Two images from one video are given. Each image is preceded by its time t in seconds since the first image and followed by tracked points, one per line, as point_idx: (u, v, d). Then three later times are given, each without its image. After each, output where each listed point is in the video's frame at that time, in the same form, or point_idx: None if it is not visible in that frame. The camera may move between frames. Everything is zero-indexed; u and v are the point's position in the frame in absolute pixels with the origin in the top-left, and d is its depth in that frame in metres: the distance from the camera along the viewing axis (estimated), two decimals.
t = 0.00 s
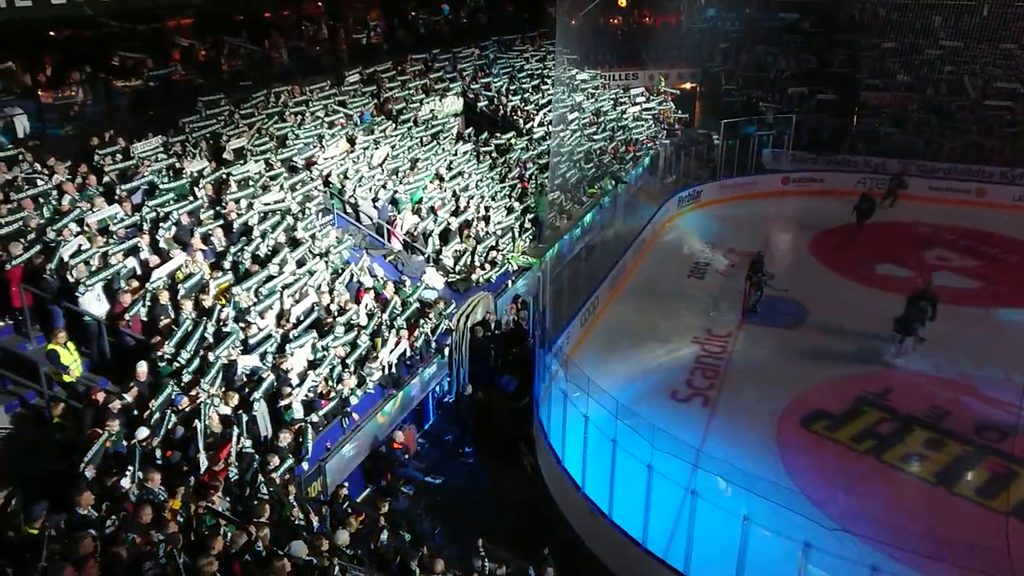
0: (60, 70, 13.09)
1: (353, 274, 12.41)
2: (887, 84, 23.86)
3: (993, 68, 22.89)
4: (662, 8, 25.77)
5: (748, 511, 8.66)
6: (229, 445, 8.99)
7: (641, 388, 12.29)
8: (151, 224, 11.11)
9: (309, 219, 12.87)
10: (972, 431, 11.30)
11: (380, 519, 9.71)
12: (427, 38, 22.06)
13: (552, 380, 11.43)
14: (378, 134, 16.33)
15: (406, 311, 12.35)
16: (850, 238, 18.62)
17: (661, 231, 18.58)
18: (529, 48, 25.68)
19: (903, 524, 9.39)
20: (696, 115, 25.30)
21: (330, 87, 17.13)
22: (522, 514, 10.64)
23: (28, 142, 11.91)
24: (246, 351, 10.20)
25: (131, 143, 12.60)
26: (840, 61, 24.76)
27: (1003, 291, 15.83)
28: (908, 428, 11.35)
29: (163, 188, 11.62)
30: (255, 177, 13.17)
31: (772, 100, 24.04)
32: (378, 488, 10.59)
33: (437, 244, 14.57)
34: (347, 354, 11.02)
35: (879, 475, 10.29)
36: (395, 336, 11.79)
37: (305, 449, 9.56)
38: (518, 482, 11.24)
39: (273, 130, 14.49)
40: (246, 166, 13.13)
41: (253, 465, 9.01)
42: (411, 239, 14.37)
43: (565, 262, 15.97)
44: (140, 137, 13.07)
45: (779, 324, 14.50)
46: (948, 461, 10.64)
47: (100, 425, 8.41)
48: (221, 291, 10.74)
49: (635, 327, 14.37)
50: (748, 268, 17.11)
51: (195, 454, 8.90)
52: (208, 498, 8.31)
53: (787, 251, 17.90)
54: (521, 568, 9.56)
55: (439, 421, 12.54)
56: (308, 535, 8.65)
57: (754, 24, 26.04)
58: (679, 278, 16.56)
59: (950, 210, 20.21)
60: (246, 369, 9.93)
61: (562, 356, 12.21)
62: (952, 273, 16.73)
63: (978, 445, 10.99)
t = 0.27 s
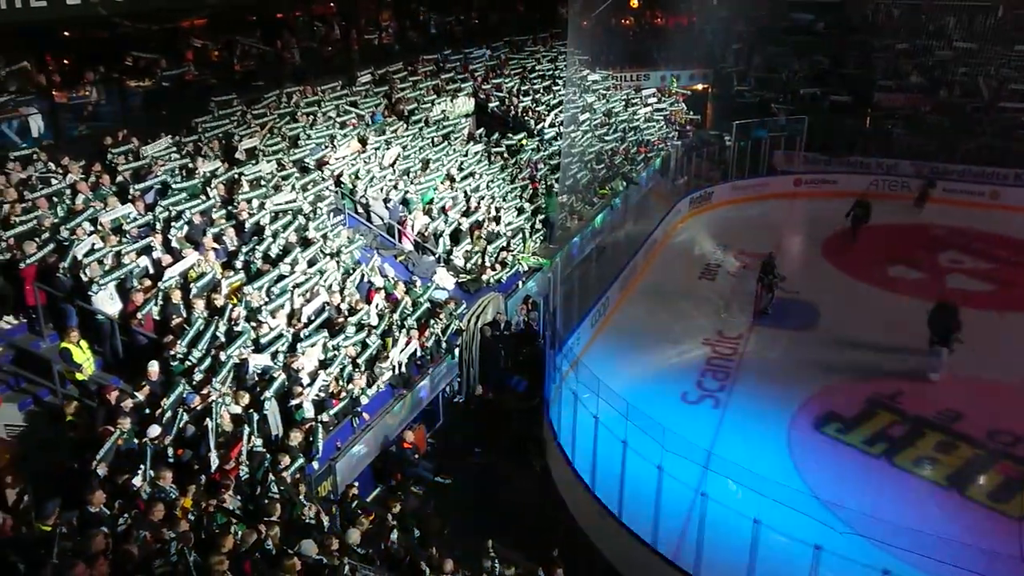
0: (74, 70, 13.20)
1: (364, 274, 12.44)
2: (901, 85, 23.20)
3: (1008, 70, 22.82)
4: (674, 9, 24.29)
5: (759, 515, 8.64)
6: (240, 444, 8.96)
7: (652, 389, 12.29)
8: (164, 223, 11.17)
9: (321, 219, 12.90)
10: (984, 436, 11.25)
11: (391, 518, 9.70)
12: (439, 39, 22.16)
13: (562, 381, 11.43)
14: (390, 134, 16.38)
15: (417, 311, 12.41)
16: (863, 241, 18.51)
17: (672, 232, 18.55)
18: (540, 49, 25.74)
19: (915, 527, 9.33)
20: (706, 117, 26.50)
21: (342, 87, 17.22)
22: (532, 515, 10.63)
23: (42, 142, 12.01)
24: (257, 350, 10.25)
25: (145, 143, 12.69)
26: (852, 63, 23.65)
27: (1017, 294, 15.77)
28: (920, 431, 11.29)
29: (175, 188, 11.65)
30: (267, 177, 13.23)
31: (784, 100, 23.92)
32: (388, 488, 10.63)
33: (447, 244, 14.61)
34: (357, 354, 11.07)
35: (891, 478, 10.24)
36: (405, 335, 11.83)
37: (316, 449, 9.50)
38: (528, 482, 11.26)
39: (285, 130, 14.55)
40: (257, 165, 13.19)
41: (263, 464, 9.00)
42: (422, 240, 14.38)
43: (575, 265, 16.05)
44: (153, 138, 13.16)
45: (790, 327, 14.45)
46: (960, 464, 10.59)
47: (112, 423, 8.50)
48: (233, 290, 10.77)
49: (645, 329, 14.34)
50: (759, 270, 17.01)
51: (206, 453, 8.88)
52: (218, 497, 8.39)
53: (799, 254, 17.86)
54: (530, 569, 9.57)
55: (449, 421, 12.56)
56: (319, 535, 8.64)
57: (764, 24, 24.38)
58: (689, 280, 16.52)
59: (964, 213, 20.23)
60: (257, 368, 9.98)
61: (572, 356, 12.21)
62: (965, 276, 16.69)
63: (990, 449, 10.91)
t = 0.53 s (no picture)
0: (89, 69, 13.26)
1: (374, 274, 12.43)
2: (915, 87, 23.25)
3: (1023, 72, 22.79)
4: (688, 9, 25.05)
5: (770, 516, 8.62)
6: (252, 442, 8.99)
7: (662, 390, 12.28)
8: (177, 222, 11.22)
9: (332, 218, 12.91)
10: (998, 439, 11.15)
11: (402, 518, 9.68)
12: (451, 39, 22.19)
13: (573, 382, 11.43)
14: (401, 134, 16.43)
15: (428, 310, 12.37)
16: (877, 242, 18.48)
17: (684, 232, 18.76)
18: (552, 49, 25.75)
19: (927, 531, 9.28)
20: (720, 116, 25.79)
21: (354, 87, 17.30)
22: (541, 515, 10.68)
23: (57, 141, 12.10)
24: (268, 348, 10.21)
25: (158, 143, 12.77)
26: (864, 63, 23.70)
27: None
28: (933, 434, 11.23)
29: (188, 187, 11.68)
30: (279, 177, 13.28)
31: (797, 101, 23.85)
32: (399, 487, 10.66)
33: (458, 244, 14.59)
34: (368, 353, 11.04)
35: (903, 482, 10.18)
36: (416, 335, 11.80)
37: (327, 447, 9.54)
38: (539, 481, 11.28)
39: (297, 130, 14.60)
40: (270, 165, 13.22)
41: (275, 462, 8.98)
42: (434, 240, 14.40)
43: (587, 263, 16.04)
44: (166, 137, 13.24)
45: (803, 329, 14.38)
46: (973, 468, 10.51)
47: (124, 421, 8.45)
48: (245, 289, 10.77)
49: (656, 329, 14.35)
50: (771, 271, 16.98)
51: (218, 451, 8.93)
52: (230, 495, 8.42)
53: (811, 255, 17.86)
54: (539, 569, 9.62)
55: (459, 420, 12.57)
56: (329, 533, 8.66)
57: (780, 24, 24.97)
58: (702, 282, 16.45)
59: (978, 215, 20.29)
60: (268, 367, 9.93)
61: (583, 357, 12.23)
62: (979, 278, 16.65)
63: (1005, 453, 10.82)
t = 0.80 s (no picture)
0: (102, 69, 13.33)
1: (385, 274, 12.59)
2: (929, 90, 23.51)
3: None
4: (699, 8, 25.30)
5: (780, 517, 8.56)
6: (262, 441, 9.01)
7: (672, 391, 12.24)
8: (188, 221, 11.27)
9: (343, 218, 12.94)
10: (1010, 442, 11.08)
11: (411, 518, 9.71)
12: (462, 39, 22.20)
13: (583, 382, 11.41)
14: (412, 133, 16.47)
15: (438, 310, 12.44)
16: (890, 245, 18.31)
17: (695, 233, 18.68)
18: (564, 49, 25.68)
19: (939, 534, 9.21)
20: (732, 117, 24.89)
21: (366, 87, 17.35)
22: (552, 517, 10.59)
23: (71, 140, 12.15)
24: (279, 347, 10.28)
25: (171, 142, 12.83)
26: (881, 64, 24.48)
27: None
28: (945, 437, 11.17)
29: (200, 186, 11.73)
30: (291, 176, 13.32)
31: (809, 103, 23.90)
32: (408, 487, 10.66)
33: (469, 244, 14.64)
34: (378, 352, 11.15)
35: (914, 485, 10.11)
36: (426, 335, 11.81)
37: (337, 446, 9.51)
38: (548, 482, 11.25)
39: (309, 129, 14.66)
40: (281, 164, 13.26)
41: (287, 459, 9.00)
42: (444, 239, 14.47)
43: (597, 262, 15.97)
44: (178, 137, 13.29)
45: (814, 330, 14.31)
46: (986, 471, 10.45)
47: (135, 418, 8.46)
48: (256, 288, 10.87)
49: (665, 330, 14.35)
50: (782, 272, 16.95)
51: (228, 449, 8.93)
52: (240, 493, 8.48)
53: (823, 256, 17.80)
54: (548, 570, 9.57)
55: (469, 421, 12.56)
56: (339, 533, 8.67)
57: (794, 26, 25.43)
58: (713, 284, 16.40)
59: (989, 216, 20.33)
60: (279, 366, 9.95)
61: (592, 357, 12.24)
62: (991, 280, 16.58)
63: (1018, 456, 10.75)
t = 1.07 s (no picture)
0: (114, 67, 13.42)
1: (395, 272, 12.57)
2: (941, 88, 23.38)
3: None
4: (710, 8, 24.84)
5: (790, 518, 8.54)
6: (271, 439, 9.12)
7: (681, 390, 12.24)
8: (199, 219, 11.32)
9: (353, 216, 12.95)
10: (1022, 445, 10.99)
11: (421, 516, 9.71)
12: (472, 38, 22.25)
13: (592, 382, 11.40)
14: (422, 132, 16.48)
15: (447, 308, 12.44)
16: (900, 246, 18.25)
17: (703, 234, 18.79)
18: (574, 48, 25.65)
19: (949, 536, 9.16)
20: (743, 116, 24.55)
21: (376, 85, 17.39)
22: (561, 516, 10.57)
23: (82, 138, 12.23)
24: (288, 345, 10.24)
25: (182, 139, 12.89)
26: (889, 64, 24.22)
27: None
28: (956, 439, 11.12)
29: (210, 184, 11.78)
30: (300, 174, 13.34)
31: (819, 101, 24.40)
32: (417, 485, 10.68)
33: (478, 243, 14.63)
34: (387, 350, 11.06)
35: (925, 487, 10.06)
36: (435, 333, 11.82)
37: (345, 444, 9.58)
38: (557, 480, 11.25)
39: (319, 128, 14.70)
40: (291, 163, 13.29)
41: (295, 457, 9.12)
42: (453, 238, 14.47)
43: (606, 262, 15.97)
44: (189, 135, 13.36)
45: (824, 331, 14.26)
46: (997, 473, 10.39)
47: (146, 414, 8.54)
48: (266, 286, 10.87)
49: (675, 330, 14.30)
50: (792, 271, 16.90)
51: (237, 446, 8.94)
52: (249, 490, 8.46)
53: (833, 257, 17.75)
54: (556, 568, 9.58)
55: (478, 419, 12.58)
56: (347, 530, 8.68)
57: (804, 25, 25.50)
58: (723, 283, 16.35)
59: (1000, 217, 20.28)
60: (288, 363, 10.00)
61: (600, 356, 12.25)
62: (1004, 281, 16.45)
63: None
